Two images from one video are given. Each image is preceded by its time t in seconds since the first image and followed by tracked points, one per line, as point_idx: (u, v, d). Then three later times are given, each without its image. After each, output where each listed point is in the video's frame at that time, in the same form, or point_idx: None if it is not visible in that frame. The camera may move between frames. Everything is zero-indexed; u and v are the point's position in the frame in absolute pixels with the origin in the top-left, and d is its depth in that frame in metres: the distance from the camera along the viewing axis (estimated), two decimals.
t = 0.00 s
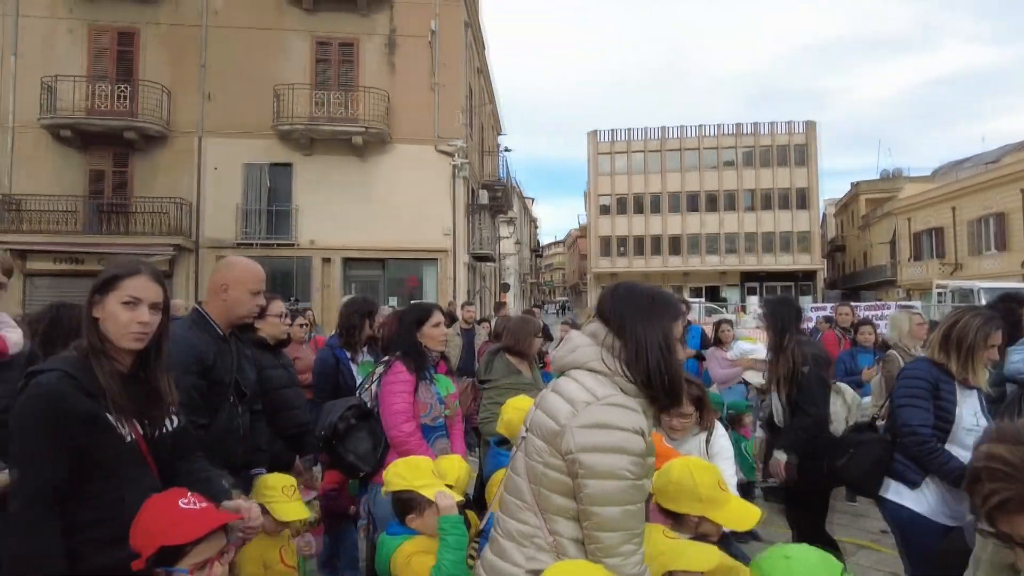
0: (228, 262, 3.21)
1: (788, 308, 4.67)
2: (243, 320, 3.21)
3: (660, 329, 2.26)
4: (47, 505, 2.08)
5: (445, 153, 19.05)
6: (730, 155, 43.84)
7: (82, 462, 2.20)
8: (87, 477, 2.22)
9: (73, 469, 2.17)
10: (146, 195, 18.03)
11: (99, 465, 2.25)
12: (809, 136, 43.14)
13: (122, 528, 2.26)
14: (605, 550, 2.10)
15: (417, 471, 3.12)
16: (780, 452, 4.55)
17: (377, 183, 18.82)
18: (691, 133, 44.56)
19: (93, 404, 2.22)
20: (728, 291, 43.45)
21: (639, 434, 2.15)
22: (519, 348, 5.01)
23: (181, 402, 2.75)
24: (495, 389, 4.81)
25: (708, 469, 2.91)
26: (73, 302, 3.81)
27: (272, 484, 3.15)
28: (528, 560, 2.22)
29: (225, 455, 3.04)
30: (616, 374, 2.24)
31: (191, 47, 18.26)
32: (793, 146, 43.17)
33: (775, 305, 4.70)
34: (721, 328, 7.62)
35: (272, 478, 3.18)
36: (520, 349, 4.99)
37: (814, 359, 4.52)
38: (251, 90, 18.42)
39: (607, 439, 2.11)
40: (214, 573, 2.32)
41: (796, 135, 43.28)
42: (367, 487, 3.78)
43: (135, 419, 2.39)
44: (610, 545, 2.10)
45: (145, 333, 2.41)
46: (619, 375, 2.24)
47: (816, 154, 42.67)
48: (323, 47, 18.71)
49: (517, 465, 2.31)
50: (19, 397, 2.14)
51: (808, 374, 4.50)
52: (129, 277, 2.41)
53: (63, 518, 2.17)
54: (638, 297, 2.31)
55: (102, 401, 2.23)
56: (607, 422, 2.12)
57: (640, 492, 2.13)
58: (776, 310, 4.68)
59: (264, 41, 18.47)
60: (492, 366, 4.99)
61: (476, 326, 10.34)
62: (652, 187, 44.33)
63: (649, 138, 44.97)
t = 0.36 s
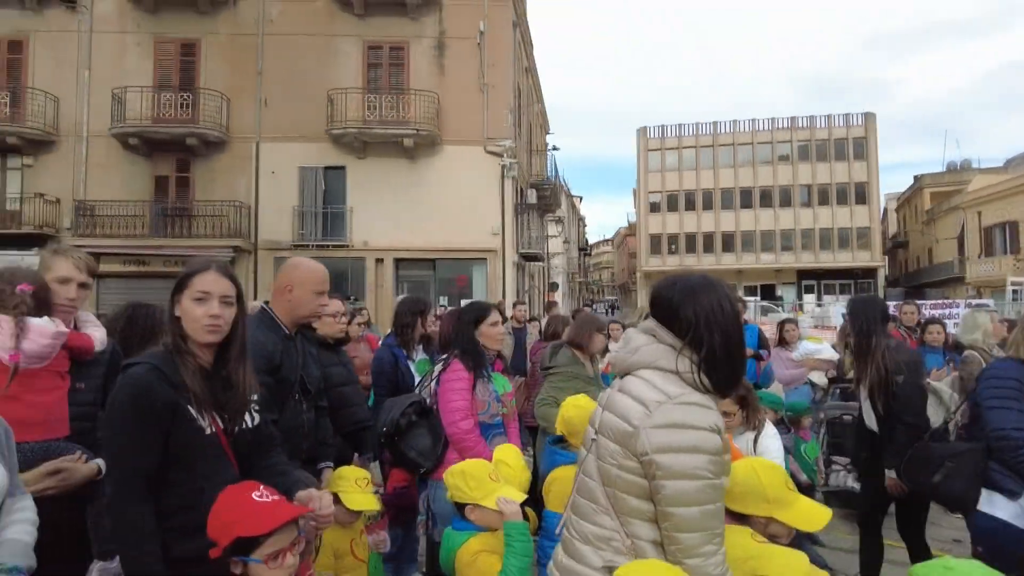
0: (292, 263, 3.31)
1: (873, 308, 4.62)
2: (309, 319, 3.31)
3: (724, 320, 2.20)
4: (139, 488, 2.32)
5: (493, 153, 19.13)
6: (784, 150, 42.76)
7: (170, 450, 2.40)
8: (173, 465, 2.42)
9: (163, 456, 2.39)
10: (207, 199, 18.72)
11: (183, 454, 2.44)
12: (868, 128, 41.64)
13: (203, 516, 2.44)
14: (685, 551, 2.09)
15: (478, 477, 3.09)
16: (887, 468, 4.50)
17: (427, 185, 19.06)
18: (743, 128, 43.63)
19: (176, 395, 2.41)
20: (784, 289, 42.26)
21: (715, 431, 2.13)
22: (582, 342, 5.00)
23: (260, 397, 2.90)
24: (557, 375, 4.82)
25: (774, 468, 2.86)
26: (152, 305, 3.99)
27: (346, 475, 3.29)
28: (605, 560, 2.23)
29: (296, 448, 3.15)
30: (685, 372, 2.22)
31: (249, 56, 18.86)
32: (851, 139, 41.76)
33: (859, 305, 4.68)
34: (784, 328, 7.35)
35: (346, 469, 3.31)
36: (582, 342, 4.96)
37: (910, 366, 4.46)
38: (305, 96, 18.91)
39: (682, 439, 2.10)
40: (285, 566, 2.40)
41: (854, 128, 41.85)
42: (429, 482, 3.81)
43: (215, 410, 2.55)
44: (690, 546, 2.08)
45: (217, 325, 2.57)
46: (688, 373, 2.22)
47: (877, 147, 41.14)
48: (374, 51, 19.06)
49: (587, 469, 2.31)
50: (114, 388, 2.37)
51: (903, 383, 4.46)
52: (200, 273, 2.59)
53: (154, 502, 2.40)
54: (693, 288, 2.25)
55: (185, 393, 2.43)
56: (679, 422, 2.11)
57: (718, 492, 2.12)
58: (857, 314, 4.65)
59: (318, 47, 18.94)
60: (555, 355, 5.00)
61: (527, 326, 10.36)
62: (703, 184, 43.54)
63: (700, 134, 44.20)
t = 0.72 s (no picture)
0: (368, 263, 3.47)
1: (965, 305, 4.60)
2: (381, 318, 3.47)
3: (813, 320, 2.27)
4: (223, 476, 2.45)
5: (551, 151, 19.08)
6: (853, 141, 41.13)
7: (254, 439, 2.52)
8: (255, 454, 2.53)
9: (247, 445, 2.52)
10: (275, 202, 19.42)
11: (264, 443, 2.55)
12: (946, 116, 39.53)
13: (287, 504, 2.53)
14: (782, 556, 2.07)
15: (549, 473, 3.15)
16: (979, 467, 4.32)
17: (486, 185, 19.20)
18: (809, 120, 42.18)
19: (256, 389, 2.54)
20: (854, 286, 40.54)
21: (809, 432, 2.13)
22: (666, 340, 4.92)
23: (341, 393, 3.00)
24: (642, 365, 4.81)
25: (851, 470, 2.74)
26: (232, 305, 4.17)
27: (421, 467, 3.40)
28: (692, 565, 2.21)
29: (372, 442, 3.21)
30: (775, 371, 2.23)
31: (313, 63, 19.45)
32: (927, 129, 39.74)
33: (955, 300, 4.65)
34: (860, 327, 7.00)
35: (420, 462, 3.44)
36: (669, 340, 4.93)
37: (1006, 364, 4.19)
38: (367, 100, 19.36)
39: (779, 441, 2.08)
40: (365, 557, 2.51)
41: (930, 116, 39.83)
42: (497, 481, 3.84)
43: (296, 401, 2.65)
44: (787, 551, 2.07)
45: (286, 319, 2.71)
46: (779, 373, 2.23)
47: (955, 136, 38.99)
48: (433, 54, 19.33)
49: (671, 472, 2.30)
50: (203, 380, 2.55)
51: (995, 383, 4.20)
52: (272, 272, 2.77)
53: (236, 492, 2.51)
54: (783, 286, 2.32)
55: (264, 387, 2.55)
56: (773, 422, 2.10)
57: (813, 494, 2.11)
58: (954, 307, 4.62)
59: (378, 52, 19.35)
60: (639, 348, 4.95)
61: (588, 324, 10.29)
62: (766, 178, 42.31)
63: (763, 126, 42.99)
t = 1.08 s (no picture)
0: (440, 262, 3.53)
1: None
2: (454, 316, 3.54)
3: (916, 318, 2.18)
4: (304, 468, 2.51)
5: (616, 146, 18.82)
6: (940, 129, 38.83)
7: (335, 432, 2.58)
8: (336, 447, 2.58)
9: (327, 438, 2.57)
10: (345, 203, 19.95)
11: (344, 438, 2.59)
12: None
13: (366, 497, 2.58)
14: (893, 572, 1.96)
15: (631, 473, 3.18)
16: None
17: (550, 182, 19.14)
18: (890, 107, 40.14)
19: (336, 384, 2.60)
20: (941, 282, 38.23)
21: (922, 437, 2.01)
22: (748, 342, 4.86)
23: (415, 387, 3.05)
24: (724, 373, 4.56)
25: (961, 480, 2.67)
26: (308, 302, 4.28)
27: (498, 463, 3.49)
28: None
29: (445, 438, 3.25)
30: (882, 372, 2.11)
31: (380, 67, 19.88)
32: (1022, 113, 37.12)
33: None
34: (955, 328, 6.73)
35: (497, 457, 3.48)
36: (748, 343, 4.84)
37: None
38: (432, 101, 19.62)
39: (890, 445, 1.98)
40: (445, 554, 2.55)
41: None
42: (565, 483, 3.72)
43: (373, 396, 2.70)
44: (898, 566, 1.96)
45: (362, 317, 2.76)
46: (885, 372, 2.11)
47: None
48: (497, 53, 19.39)
49: (768, 480, 2.18)
50: (285, 376, 2.62)
51: None
52: (350, 271, 2.84)
53: (315, 485, 2.56)
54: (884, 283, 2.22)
55: (343, 381, 2.61)
56: (888, 425, 1.99)
57: (928, 506, 1.99)
58: None
59: (443, 53, 19.59)
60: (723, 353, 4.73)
61: (656, 323, 10.09)
62: (843, 170, 40.48)
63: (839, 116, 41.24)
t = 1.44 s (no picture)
0: (523, 261, 3.55)
1: None
2: (533, 315, 3.52)
3: None
4: (392, 464, 2.57)
5: (686, 140, 18.37)
6: None
7: (421, 426, 2.62)
8: (422, 443, 2.64)
9: (413, 435, 2.63)
10: (413, 204, 20.31)
11: (430, 434, 2.64)
12: None
13: (453, 493, 2.62)
14: None
15: (713, 486, 3.07)
16: None
17: (618, 178, 18.89)
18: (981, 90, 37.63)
19: (421, 380, 2.65)
20: None
21: None
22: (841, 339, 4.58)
23: (492, 385, 3.04)
24: (817, 377, 4.39)
25: None
26: (387, 299, 4.33)
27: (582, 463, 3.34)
28: None
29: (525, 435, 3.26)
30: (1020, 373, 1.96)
31: (447, 68, 20.10)
32: None
33: None
34: None
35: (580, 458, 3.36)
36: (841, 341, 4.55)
37: None
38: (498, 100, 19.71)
39: None
40: (537, 556, 2.53)
41: None
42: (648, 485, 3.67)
43: (457, 392, 2.73)
44: None
45: (443, 315, 2.79)
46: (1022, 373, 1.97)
47: None
48: (562, 49, 19.26)
49: (889, 495, 2.09)
50: (370, 372, 2.68)
51: None
52: (432, 269, 2.87)
53: (405, 482, 2.64)
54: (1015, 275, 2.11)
55: (428, 377, 2.65)
56: None
57: None
58: None
59: (508, 52, 19.62)
60: (812, 354, 4.53)
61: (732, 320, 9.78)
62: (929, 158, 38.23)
63: (924, 102, 38.96)
